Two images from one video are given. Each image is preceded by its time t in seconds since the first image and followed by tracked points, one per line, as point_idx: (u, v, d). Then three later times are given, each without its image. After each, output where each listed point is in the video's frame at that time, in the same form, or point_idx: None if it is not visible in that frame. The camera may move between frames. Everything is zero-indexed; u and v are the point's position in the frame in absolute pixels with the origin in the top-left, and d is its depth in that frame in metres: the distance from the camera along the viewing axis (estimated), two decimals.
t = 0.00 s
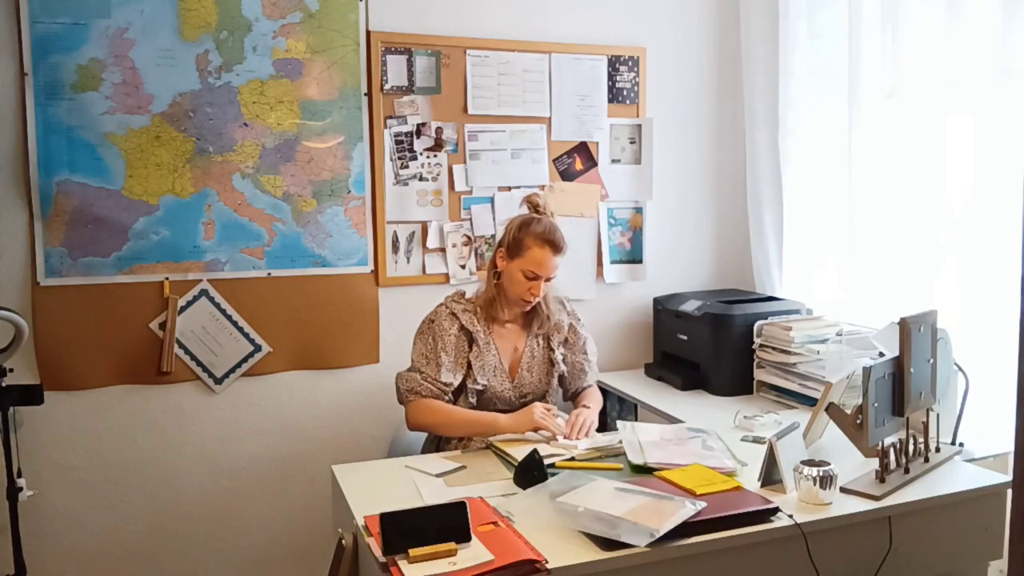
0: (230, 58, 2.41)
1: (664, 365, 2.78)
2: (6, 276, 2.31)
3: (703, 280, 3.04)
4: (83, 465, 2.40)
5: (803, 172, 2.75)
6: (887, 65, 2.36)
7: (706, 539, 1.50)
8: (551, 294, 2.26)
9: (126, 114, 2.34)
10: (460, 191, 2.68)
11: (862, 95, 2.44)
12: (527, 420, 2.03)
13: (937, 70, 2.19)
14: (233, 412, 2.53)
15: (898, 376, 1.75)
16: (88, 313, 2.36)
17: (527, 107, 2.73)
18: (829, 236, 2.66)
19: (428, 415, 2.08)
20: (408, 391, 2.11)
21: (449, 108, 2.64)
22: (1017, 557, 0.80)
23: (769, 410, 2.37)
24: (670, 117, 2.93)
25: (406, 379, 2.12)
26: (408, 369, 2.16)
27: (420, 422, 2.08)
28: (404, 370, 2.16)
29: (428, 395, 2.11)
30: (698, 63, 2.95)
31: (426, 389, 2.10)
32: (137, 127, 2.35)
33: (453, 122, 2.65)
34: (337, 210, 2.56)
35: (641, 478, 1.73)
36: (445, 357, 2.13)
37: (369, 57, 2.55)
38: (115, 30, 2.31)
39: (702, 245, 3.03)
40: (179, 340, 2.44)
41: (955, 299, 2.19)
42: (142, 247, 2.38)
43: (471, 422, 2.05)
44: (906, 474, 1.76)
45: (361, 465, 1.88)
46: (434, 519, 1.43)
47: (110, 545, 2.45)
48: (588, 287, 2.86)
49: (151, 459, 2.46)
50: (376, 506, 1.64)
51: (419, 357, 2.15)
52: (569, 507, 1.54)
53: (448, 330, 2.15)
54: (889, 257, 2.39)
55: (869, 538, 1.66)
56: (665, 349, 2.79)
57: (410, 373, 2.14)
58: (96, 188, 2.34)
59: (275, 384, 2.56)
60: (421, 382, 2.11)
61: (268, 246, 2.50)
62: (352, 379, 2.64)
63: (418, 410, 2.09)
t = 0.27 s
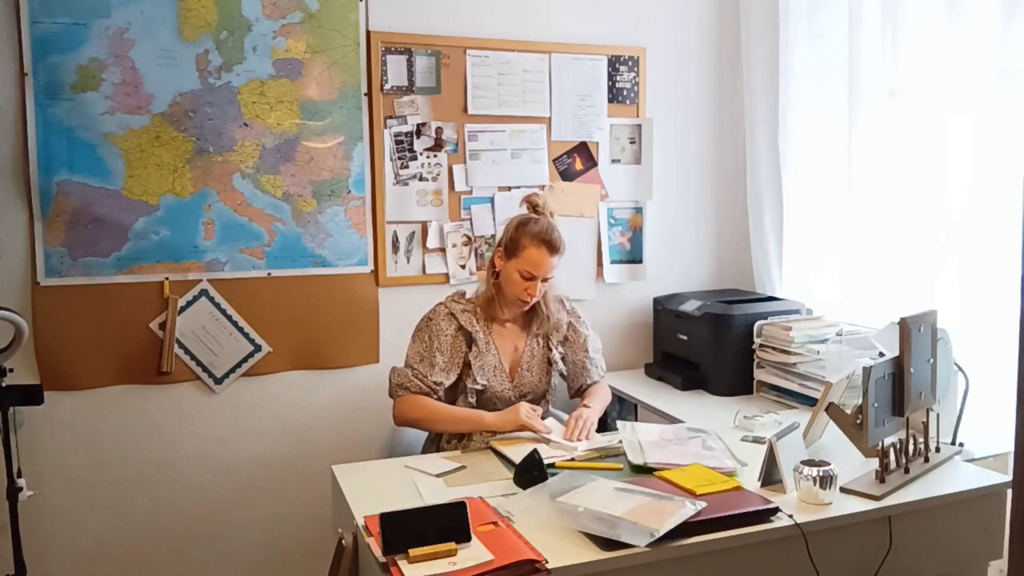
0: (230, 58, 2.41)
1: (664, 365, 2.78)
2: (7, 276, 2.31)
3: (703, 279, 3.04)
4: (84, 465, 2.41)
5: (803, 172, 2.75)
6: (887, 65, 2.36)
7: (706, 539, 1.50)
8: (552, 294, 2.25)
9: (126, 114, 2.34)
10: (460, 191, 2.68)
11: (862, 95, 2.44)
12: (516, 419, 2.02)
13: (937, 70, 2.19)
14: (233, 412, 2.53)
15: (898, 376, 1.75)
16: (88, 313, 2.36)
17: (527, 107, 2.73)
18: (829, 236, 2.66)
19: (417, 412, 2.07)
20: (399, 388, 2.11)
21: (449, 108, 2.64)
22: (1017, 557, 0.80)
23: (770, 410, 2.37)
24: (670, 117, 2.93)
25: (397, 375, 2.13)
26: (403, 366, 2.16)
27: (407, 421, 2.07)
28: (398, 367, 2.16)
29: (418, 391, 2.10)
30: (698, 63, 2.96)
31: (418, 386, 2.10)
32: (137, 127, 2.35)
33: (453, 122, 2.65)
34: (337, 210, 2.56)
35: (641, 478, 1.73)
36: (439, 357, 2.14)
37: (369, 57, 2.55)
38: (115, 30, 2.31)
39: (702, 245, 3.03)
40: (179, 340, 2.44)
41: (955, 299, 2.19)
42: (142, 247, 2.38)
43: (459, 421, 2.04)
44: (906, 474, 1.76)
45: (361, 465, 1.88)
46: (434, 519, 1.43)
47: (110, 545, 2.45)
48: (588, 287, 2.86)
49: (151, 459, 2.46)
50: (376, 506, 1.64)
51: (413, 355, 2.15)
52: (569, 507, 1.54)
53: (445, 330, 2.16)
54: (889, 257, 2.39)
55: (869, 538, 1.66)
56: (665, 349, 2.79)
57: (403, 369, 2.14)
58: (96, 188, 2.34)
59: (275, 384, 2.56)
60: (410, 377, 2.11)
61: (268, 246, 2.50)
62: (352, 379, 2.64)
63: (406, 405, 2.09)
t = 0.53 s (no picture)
0: (230, 58, 2.41)
1: (664, 365, 2.78)
2: (7, 276, 2.30)
3: (703, 279, 3.04)
4: (84, 465, 2.41)
5: (802, 172, 2.75)
6: (887, 65, 2.36)
7: (706, 539, 1.50)
8: (551, 296, 2.25)
9: (126, 114, 2.34)
10: (460, 191, 2.68)
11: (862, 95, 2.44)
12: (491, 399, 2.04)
13: (938, 69, 2.19)
14: (233, 412, 2.53)
15: (898, 376, 1.75)
16: (87, 313, 2.36)
17: (528, 106, 2.73)
18: (829, 236, 2.66)
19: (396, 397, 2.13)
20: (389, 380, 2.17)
21: (449, 108, 2.64)
22: (1017, 557, 0.80)
23: (770, 410, 2.37)
24: (670, 117, 2.93)
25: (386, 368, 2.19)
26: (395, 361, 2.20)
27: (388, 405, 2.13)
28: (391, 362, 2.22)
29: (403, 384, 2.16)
30: (699, 63, 2.96)
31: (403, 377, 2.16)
32: (137, 127, 2.35)
33: (453, 122, 2.65)
34: (337, 210, 2.56)
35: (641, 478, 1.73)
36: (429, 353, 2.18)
37: (369, 57, 2.55)
38: (115, 30, 2.31)
39: (702, 245, 3.03)
40: (179, 340, 2.44)
41: (955, 299, 2.19)
42: (142, 247, 2.38)
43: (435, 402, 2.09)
44: (906, 474, 1.76)
45: (361, 465, 1.88)
46: (434, 519, 1.43)
47: (110, 545, 2.45)
48: (588, 287, 2.86)
49: (151, 459, 2.46)
50: (376, 506, 1.64)
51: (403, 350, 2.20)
52: (569, 507, 1.54)
53: (436, 327, 2.19)
54: (888, 257, 2.39)
55: (869, 538, 1.66)
56: (666, 349, 2.79)
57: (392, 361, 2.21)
58: (96, 188, 2.34)
59: (275, 384, 2.56)
60: (393, 369, 2.16)
61: (268, 246, 2.50)
62: (352, 379, 2.64)
63: (387, 392, 2.15)
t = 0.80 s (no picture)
0: (230, 58, 2.41)
1: (664, 365, 2.78)
2: (6, 276, 2.30)
3: (703, 280, 3.04)
4: (83, 465, 2.41)
5: (802, 172, 2.75)
6: (887, 65, 2.36)
7: (706, 539, 1.50)
8: (542, 295, 2.27)
9: (126, 114, 2.34)
10: (460, 191, 2.68)
11: (862, 95, 2.44)
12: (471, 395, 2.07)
13: (938, 70, 2.19)
14: (233, 412, 2.53)
15: (898, 376, 1.75)
16: (87, 313, 2.36)
17: (528, 107, 2.73)
18: (829, 236, 2.66)
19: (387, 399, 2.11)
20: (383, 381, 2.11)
21: (449, 108, 2.64)
22: (1017, 557, 0.80)
23: (769, 410, 2.37)
24: (670, 117, 2.93)
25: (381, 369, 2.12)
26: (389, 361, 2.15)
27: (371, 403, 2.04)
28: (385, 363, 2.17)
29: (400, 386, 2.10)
30: (699, 63, 2.95)
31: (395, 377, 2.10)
32: (137, 127, 2.35)
33: (453, 122, 2.65)
34: (337, 210, 2.56)
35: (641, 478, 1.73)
36: (426, 355, 2.15)
37: (369, 57, 2.55)
38: (115, 30, 2.31)
39: (702, 245, 3.03)
40: (179, 340, 2.44)
41: (955, 299, 2.19)
42: (142, 247, 2.38)
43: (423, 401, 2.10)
44: (906, 474, 1.76)
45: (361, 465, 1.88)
46: (434, 519, 1.43)
47: (110, 546, 2.45)
48: (588, 287, 2.86)
49: (151, 459, 2.46)
50: (376, 506, 1.64)
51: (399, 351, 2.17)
52: (569, 507, 1.54)
53: (434, 330, 2.17)
54: (888, 257, 2.39)
55: (869, 538, 1.66)
56: (666, 349, 2.79)
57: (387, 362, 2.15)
58: (96, 188, 2.34)
59: (275, 384, 2.56)
60: (386, 367, 2.11)
61: (268, 246, 2.50)
62: (351, 379, 2.64)
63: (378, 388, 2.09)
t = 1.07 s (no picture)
0: (230, 58, 2.41)
1: (664, 365, 2.78)
2: (6, 276, 2.30)
3: (703, 279, 3.04)
4: (83, 465, 2.40)
5: (802, 172, 2.75)
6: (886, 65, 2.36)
7: (706, 539, 1.50)
8: (535, 297, 2.25)
9: (126, 114, 2.34)
10: (460, 191, 2.68)
11: (862, 96, 2.44)
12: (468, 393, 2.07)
13: (938, 70, 2.19)
14: (233, 412, 2.53)
15: (898, 376, 1.75)
16: (87, 313, 2.36)
17: (528, 107, 2.73)
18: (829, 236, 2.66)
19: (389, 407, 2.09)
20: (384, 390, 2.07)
21: (449, 108, 2.64)
22: (1017, 557, 0.80)
23: (769, 410, 2.37)
24: (670, 118, 2.93)
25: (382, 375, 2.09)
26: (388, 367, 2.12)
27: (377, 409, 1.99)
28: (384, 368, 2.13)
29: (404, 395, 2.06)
30: (698, 63, 2.95)
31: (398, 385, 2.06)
32: (137, 127, 2.35)
33: (453, 122, 2.65)
34: (337, 210, 2.56)
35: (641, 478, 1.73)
36: (426, 364, 2.12)
37: (369, 57, 2.55)
38: (115, 30, 2.31)
39: (702, 245, 3.03)
40: (179, 340, 2.44)
41: (955, 299, 2.19)
42: (142, 247, 2.38)
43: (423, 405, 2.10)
44: (906, 474, 1.76)
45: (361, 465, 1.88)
46: (434, 519, 1.43)
47: (110, 546, 2.45)
48: (588, 287, 2.86)
49: (151, 459, 2.46)
50: (376, 506, 1.64)
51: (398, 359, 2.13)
52: (569, 507, 1.54)
53: (431, 338, 2.14)
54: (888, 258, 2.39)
55: (869, 538, 1.66)
56: (666, 349, 2.79)
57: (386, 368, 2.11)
58: (96, 188, 2.34)
59: (275, 384, 2.56)
60: (390, 375, 2.07)
61: (268, 246, 2.50)
62: (351, 379, 2.64)
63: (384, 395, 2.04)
